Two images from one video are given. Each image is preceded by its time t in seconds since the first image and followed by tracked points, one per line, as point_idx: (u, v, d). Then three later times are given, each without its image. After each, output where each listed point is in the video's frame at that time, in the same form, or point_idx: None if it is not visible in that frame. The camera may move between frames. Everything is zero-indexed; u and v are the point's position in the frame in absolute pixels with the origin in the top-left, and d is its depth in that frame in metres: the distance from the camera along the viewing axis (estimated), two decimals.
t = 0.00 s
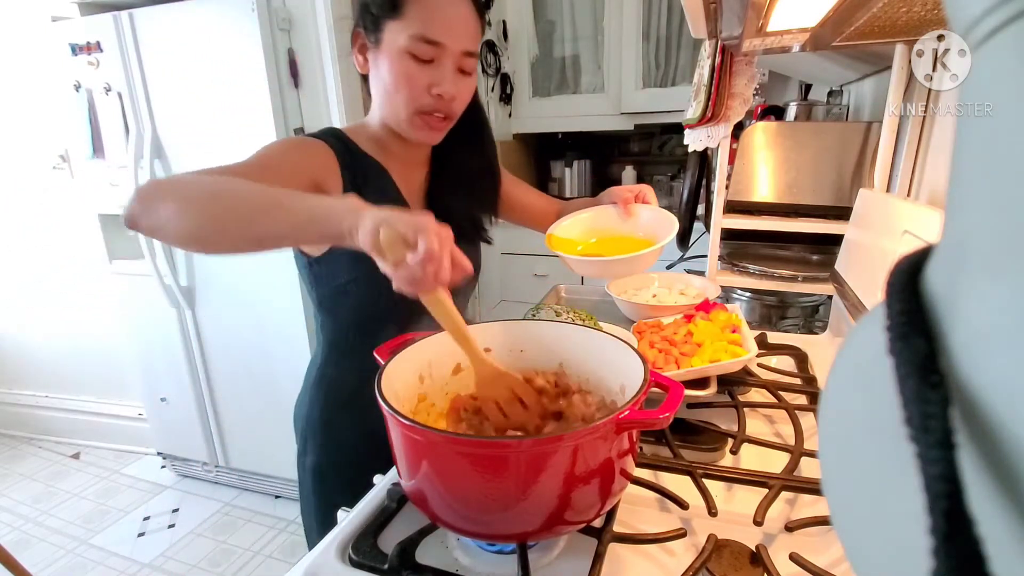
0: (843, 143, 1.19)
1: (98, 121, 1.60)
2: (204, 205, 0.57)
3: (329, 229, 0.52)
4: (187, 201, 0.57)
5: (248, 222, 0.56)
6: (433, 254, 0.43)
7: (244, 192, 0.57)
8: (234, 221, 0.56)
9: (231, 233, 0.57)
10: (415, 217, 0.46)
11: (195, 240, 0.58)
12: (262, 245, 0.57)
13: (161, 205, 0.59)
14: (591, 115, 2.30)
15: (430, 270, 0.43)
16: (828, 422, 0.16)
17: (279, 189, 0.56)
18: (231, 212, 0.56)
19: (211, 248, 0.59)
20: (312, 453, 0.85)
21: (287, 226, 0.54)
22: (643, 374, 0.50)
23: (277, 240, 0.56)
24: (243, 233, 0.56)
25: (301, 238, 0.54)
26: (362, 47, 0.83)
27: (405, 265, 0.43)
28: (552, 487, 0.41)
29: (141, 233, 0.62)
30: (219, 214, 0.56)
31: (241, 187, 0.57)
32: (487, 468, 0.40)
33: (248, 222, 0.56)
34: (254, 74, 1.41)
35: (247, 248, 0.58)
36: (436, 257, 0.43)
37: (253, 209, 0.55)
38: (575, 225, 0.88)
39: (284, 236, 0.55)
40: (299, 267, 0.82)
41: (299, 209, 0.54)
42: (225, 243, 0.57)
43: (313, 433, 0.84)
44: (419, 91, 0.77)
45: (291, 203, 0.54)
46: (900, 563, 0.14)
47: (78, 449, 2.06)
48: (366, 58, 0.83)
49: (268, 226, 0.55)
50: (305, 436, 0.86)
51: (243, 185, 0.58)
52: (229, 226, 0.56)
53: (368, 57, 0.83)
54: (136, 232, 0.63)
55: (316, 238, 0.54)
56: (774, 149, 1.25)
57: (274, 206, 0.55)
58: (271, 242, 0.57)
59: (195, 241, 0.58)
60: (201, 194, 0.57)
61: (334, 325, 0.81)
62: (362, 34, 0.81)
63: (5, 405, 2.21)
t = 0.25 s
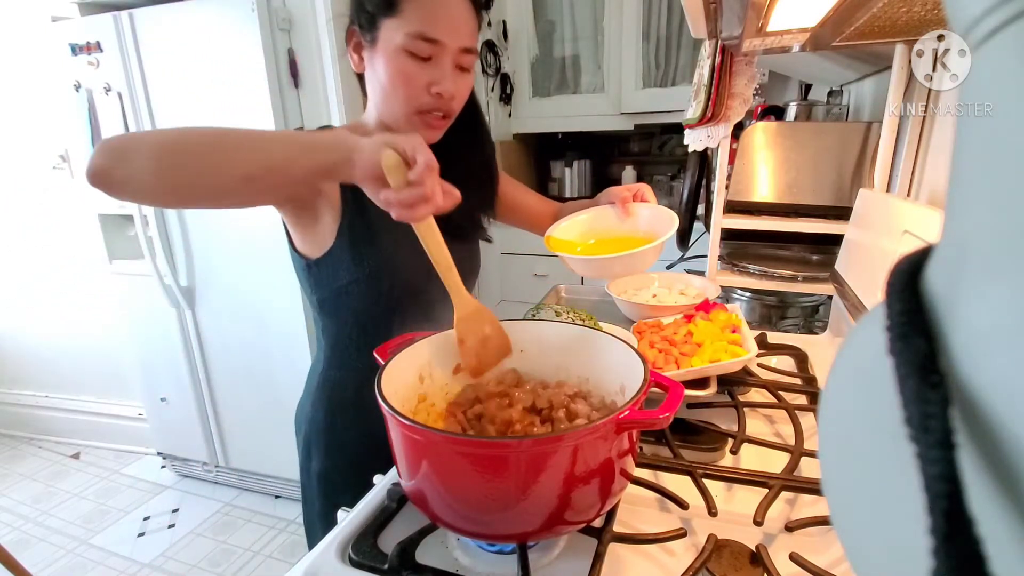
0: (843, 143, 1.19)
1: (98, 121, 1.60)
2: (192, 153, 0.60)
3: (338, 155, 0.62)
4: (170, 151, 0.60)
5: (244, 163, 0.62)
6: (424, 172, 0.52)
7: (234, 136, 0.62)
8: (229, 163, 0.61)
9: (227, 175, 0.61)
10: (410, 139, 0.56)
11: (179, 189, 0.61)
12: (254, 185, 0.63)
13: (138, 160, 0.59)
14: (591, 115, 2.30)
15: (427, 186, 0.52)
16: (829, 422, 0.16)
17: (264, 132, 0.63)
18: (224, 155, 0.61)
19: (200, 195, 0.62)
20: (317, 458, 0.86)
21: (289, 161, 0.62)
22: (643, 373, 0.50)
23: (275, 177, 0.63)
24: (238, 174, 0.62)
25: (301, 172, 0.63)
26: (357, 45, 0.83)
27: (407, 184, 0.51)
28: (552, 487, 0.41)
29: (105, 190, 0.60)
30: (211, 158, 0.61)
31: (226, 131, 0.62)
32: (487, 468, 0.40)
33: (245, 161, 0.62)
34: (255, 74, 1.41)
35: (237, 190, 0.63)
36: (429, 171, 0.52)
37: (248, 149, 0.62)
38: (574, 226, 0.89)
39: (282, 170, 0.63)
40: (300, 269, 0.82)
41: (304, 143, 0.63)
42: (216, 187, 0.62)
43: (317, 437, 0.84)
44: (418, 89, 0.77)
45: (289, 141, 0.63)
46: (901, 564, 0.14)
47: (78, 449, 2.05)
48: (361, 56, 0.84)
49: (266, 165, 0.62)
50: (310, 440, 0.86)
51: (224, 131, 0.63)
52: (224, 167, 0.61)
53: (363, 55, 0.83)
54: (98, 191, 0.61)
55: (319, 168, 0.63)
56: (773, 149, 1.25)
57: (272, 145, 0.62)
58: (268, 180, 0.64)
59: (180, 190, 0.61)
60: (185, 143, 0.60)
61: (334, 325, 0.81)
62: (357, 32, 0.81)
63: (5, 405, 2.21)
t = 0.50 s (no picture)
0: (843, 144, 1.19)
1: (98, 121, 1.60)
2: (252, 178, 0.56)
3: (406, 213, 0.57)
4: (231, 171, 0.56)
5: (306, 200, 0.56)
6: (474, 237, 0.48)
7: (302, 167, 0.57)
8: (287, 198, 0.56)
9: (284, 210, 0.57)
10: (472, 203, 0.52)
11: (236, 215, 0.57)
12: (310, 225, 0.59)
13: (199, 176, 0.56)
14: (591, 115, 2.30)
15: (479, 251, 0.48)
16: (829, 422, 0.16)
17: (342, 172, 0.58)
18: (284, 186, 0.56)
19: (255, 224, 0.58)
20: (315, 462, 0.85)
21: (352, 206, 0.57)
22: (643, 374, 0.50)
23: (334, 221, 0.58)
24: (293, 210, 0.57)
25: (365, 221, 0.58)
26: (346, 46, 0.83)
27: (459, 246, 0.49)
28: (552, 487, 0.41)
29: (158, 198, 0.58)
30: (270, 190, 0.56)
31: (297, 163, 0.57)
32: (487, 468, 0.40)
33: (306, 200, 0.57)
34: (255, 74, 1.41)
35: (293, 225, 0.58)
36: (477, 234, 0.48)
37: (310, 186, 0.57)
38: (572, 224, 0.88)
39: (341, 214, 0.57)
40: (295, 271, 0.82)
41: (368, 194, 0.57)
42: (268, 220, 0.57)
43: (315, 440, 0.84)
44: (407, 88, 0.77)
45: (361, 183, 0.57)
46: (901, 563, 0.14)
47: (78, 449, 2.05)
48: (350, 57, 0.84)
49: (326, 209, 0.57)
50: (307, 444, 0.86)
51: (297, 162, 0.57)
52: (284, 203, 0.56)
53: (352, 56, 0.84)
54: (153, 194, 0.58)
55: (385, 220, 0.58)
56: (773, 149, 1.25)
57: (340, 189, 0.57)
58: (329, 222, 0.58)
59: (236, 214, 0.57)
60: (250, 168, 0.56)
61: (331, 327, 0.81)
62: (345, 32, 0.82)
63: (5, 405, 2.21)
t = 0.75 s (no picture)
0: (843, 144, 1.19)
1: (98, 121, 1.60)
2: (195, 150, 0.56)
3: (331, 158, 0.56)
4: (173, 147, 0.57)
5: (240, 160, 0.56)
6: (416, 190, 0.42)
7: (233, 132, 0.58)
8: (227, 162, 0.56)
9: (220, 175, 0.56)
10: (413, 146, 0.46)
11: (183, 189, 0.57)
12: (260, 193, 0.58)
13: (147, 156, 0.57)
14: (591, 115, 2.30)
15: (424, 206, 0.42)
16: (829, 423, 0.16)
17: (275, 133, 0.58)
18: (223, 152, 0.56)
19: (202, 199, 0.57)
20: (318, 466, 0.85)
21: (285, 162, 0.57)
22: (643, 374, 0.50)
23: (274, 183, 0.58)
24: (229, 174, 0.56)
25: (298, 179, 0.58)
26: (344, 44, 0.83)
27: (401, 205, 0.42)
28: (552, 487, 0.41)
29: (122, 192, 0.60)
30: (211, 158, 0.56)
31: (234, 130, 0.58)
32: (487, 468, 0.40)
33: (241, 162, 0.56)
34: (255, 74, 1.41)
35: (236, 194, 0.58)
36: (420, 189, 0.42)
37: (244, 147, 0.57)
38: (573, 224, 0.88)
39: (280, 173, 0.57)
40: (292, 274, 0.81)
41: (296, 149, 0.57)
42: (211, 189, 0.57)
43: (318, 443, 0.84)
44: (405, 89, 0.77)
45: (290, 140, 0.58)
46: (901, 563, 0.14)
47: (79, 449, 2.05)
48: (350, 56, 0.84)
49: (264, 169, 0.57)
50: (311, 449, 0.86)
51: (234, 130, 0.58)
52: (222, 168, 0.56)
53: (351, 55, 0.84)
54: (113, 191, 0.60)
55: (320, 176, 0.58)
56: (774, 149, 1.25)
57: (275, 148, 0.57)
58: (268, 186, 0.58)
59: (183, 190, 0.57)
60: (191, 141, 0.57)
61: (331, 330, 0.80)
62: (343, 31, 0.81)
63: (5, 405, 2.21)
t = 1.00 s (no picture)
0: (843, 144, 1.19)
1: (98, 121, 1.60)
2: (263, 221, 0.50)
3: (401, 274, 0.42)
4: (244, 216, 0.52)
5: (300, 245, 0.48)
6: (498, 327, 0.35)
7: (315, 210, 0.50)
8: (286, 244, 0.48)
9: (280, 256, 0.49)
10: (486, 264, 0.37)
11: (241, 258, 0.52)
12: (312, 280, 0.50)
13: (219, 213, 0.54)
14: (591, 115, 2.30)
15: (505, 344, 0.36)
16: (829, 422, 0.16)
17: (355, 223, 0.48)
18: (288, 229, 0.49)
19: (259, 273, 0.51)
20: (318, 468, 0.85)
21: (345, 261, 0.46)
22: (643, 374, 0.50)
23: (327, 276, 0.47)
24: (289, 260, 0.49)
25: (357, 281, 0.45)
26: (336, 45, 0.83)
27: (475, 333, 0.37)
28: (552, 487, 0.41)
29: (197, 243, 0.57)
30: (273, 234, 0.49)
31: (316, 208, 0.50)
32: (487, 468, 0.40)
33: (302, 246, 0.48)
34: (255, 75, 1.41)
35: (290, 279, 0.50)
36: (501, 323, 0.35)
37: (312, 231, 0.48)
38: (573, 224, 0.88)
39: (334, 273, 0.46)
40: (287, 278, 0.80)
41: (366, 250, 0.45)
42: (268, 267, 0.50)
43: (318, 445, 0.84)
44: (399, 88, 0.77)
45: (365, 236, 0.46)
46: (900, 564, 0.14)
47: (79, 449, 2.05)
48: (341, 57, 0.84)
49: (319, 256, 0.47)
50: (310, 451, 0.85)
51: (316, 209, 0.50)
52: (281, 251, 0.49)
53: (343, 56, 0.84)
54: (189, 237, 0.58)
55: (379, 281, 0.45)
56: (774, 149, 1.25)
57: (339, 240, 0.46)
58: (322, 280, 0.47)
59: (245, 262, 0.52)
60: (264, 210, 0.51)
61: (330, 332, 0.80)
62: (334, 32, 0.82)
63: (5, 405, 2.21)
